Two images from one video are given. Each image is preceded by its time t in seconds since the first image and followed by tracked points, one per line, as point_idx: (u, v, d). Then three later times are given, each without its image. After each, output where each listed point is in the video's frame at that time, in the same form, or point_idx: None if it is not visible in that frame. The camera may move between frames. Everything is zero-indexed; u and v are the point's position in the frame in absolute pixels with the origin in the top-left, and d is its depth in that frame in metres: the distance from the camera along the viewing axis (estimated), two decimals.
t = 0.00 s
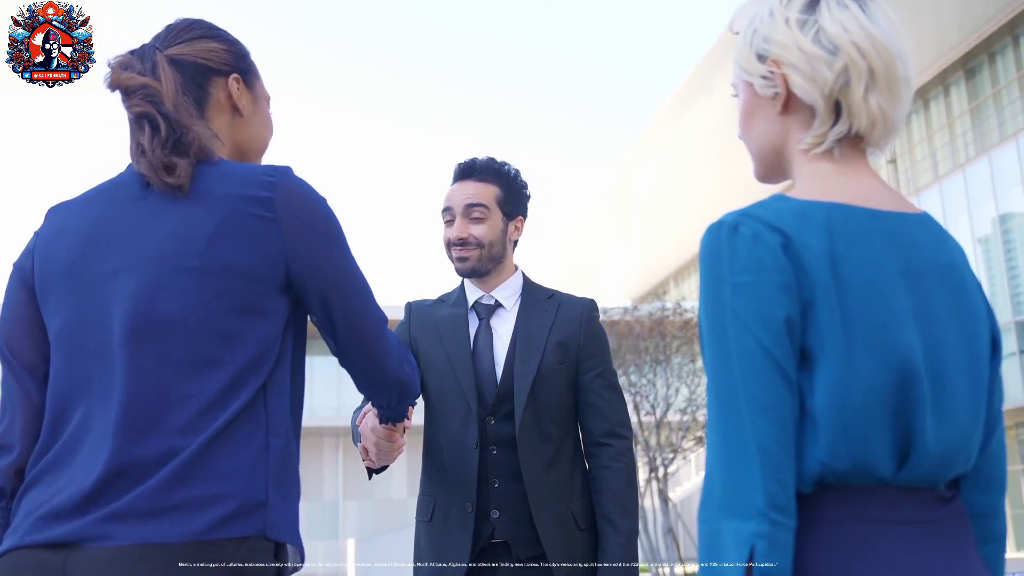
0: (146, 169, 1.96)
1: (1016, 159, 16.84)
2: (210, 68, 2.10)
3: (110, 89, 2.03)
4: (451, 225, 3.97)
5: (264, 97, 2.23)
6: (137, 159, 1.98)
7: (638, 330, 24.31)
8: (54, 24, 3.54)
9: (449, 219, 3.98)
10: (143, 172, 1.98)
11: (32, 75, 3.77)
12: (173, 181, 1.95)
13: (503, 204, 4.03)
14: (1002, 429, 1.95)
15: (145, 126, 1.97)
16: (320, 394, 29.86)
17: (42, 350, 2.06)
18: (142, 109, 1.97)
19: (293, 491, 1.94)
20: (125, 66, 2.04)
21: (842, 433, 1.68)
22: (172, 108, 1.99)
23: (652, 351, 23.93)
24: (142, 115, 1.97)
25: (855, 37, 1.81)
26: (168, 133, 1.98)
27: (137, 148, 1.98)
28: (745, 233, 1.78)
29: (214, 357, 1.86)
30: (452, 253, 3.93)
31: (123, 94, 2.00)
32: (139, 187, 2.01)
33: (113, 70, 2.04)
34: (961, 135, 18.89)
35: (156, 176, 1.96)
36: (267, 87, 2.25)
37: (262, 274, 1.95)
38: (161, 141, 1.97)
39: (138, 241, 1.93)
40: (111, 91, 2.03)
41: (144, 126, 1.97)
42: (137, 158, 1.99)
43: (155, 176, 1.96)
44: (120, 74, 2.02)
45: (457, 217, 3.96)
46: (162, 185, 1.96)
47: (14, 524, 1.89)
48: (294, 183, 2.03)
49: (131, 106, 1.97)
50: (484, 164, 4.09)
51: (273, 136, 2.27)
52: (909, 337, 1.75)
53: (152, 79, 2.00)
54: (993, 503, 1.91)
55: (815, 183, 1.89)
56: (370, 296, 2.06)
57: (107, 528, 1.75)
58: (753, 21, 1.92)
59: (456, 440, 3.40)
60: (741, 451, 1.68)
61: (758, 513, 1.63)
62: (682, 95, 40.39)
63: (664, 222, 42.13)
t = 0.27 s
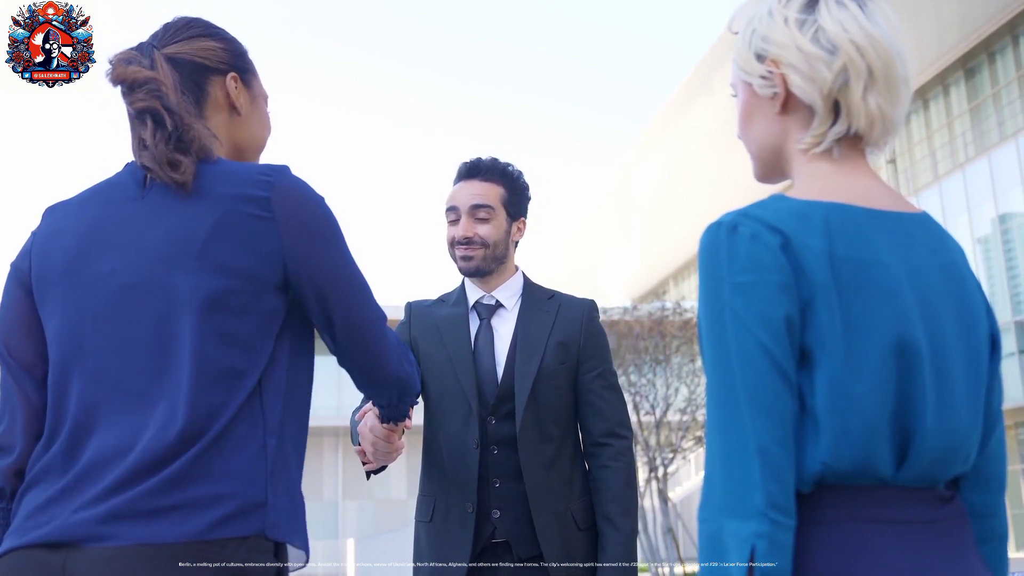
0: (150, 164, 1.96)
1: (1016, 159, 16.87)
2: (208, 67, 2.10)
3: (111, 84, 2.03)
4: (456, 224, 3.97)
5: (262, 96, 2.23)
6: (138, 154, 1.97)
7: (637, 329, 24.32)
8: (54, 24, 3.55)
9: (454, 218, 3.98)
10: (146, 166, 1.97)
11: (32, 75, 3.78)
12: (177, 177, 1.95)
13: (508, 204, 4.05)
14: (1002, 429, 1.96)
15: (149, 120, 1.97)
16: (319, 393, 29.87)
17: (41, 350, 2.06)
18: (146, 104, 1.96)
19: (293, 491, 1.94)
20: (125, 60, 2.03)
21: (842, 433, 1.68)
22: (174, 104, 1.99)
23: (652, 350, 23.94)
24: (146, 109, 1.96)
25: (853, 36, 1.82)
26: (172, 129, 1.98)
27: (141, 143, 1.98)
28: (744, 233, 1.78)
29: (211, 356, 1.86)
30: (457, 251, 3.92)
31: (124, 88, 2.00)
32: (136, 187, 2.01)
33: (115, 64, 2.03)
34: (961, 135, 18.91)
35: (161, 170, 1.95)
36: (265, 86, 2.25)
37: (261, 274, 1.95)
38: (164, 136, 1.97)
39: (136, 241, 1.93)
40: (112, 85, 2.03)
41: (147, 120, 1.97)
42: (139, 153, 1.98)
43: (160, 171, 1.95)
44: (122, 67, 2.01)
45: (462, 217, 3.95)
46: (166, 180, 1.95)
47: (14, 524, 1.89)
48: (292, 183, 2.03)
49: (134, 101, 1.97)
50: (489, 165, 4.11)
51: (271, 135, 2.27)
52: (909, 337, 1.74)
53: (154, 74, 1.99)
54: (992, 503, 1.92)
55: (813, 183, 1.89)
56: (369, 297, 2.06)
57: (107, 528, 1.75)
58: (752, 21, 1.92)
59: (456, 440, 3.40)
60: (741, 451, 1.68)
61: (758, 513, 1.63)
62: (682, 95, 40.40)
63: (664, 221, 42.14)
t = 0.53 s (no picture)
0: (157, 158, 1.97)
1: (1016, 159, 16.88)
2: (206, 64, 2.10)
3: (109, 82, 2.03)
4: (467, 221, 3.93)
5: (259, 95, 2.23)
6: (143, 149, 1.99)
7: (637, 329, 24.33)
8: (54, 25, 3.55)
9: (466, 214, 3.94)
10: (152, 162, 1.98)
11: (32, 75, 3.78)
12: (185, 170, 1.96)
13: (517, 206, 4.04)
14: (1001, 429, 1.96)
15: (149, 115, 1.97)
16: (319, 393, 29.88)
17: (39, 352, 2.06)
18: (145, 98, 1.96)
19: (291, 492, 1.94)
20: (121, 57, 2.03)
21: (841, 432, 1.68)
22: (174, 98, 1.99)
23: (651, 350, 23.96)
24: (146, 104, 1.97)
25: (853, 37, 1.82)
26: (173, 123, 1.98)
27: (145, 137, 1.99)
28: (744, 233, 1.78)
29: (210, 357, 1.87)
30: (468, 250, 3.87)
31: (122, 85, 2.00)
32: (134, 187, 2.01)
33: (112, 61, 2.03)
34: (961, 135, 18.93)
35: (168, 165, 1.97)
36: (262, 83, 2.25)
37: (258, 274, 1.96)
38: (167, 130, 1.98)
39: (134, 241, 1.93)
40: (110, 83, 2.03)
41: (147, 115, 1.97)
42: (144, 148, 1.99)
43: (166, 165, 1.96)
44: (119, 64, 2.01)
45: (475, 213, 3.91)
46: (175, 174, 1.97)
47: (13, 525, 1.89)
48: (291, 183, 2.03)
49: (132, 96, 1.97)
50: (501, 166, 4.06)
51: (269, 134, 2.27)
52: (909, 338, 1.74)
53: (151, 69, 1.99)
54: (992, 503, 1.92)
55: (814, 183, 1.89)
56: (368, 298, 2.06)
57: (107, 528, 1.75)
58: (751, 21, 1.92)
59: (459, 441, 3.41)
60: (741, 452, 1.68)
61: (758, 513, 1.63)
62: (682, 95, 40.40)
63: (664, 221, 42.14)
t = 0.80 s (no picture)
0: (160, 156, 1.97)
1: (1016, 159, 16.90)
2: (203, 62, 2.09)
3: (105, 81, 2.03)
4: (483, 217, 3.88)
5: (257, 92, 2.23)
6: (145, 148, 1.99)
7: (637, 329, 24.34)
8: (54, 25, 3.55)
9: (481, 210, 3.89)
10: (155, 160, 1.99)
11: (32, 75, 3.78)
12: (190, 166, 1.97)
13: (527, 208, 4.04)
14: (1001, 428, 1.96)
15: (147, 113, 1.97)
16: (319, 393, 29.89)
17: (37, 352, 2.06)
18: (144, 97, 1.96)
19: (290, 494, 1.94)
20: (116, 57, 2.02)
21: (841, 432, 1.68)
22: (171, 95, 1.99)
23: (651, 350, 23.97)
24: (145, 102, 1.97)
25: (852, 36, 1.82)
26: (172, 119, 1.99)
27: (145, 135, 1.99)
28: (743, 232, 1.78)
29: (208, 358, 1.87)
30: (479, 249, 3.81)
31: (118, 84, 2.00)
32: (131, 186, 2.01)
33: (107, 61, 2.03)
34: (960, 135, 18.94)
35: (172, 162, 1.97)
36: (259, 81, 2.25)
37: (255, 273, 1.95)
38: (167, 127, 1.98)
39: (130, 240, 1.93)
40: (106, 82, 2.03)
41: (145, 113, 1.97)
42: (146, 147, 1.99)
43: (170, 162, 1.97)
44: (114, 63, 2.01)
45: (492, 210, 3.87)
46: (180, 171, 1.97)
47: (14, 525, 1.89)
48: (288, 184, 2.03)
49: (130, 95, 1.97)
50: (516, 168, 4.02)
51: (266, 131, 2.27)
52: (907, 337, 1.74)
53: (147, 67, 1.99)
54: (991, 503, 1.92)
55: (814, 182, 1.89)
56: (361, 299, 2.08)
57: (107, 528, 1.75)
58: (750, 21, 1.92)
59: (462, 442, 3.41)
60: (740, 451, 1.68)
61: (757, 512, 1.63)
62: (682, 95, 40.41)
63: (664, 221, 42.16)
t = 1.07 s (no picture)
0: (152, 156, 1.98)
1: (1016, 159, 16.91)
2: (202, 60, 2.10)
3: (100, 80, 2.04)
4: (499, 215, 3.91)
5: (256, 91, 2.23)
6: (139, 148, 1.99)
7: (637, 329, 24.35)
8: (55, 24, 3.55)
9: (498, 208, 3.92)
10: (147, 159, 1.99)
11: (32, 75, 3.79)
12: (181, 166, 1.96)
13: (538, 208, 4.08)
14: (1002, 427, 1.96)
15: (140, 112, 1.98)
16: (319, 393, 29.90)
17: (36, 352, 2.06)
18: (135, 96, 1.98)
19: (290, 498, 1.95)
20: (113, 56, 2.04)
21: (841, 431, 1.68)
22: (164, 93, 1.99)
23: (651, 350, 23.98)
24: (136, 102, 1.98)
25: (852, 35, 1.82)
26: (165, 118, 1.99)
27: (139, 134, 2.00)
28: (743, 232, 1.78)
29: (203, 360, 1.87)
30: (494, 247, 3.85)
31: (113, 83, 2.01)
32: (129, 187, 2.01)
33: (104, 60, 2.04)
34: (960, 135, 18.95)
35: (164, 162, 1.97)
36: (258, 80, 2.25)
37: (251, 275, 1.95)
38: (159, 126, 1.98)
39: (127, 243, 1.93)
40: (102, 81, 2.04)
41: (138, 112, 1.98)
42: (140, 147, 2.00)
43: (162, 161, 1.97)
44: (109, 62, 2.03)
45: (509, 209, 3.90)
46: (172, 171, 1.97)
47: (15, 526, 1.90)
48: (284, 186, 2.03)
49: (123, 95, 1.98)
50: (531, 169, 4.04)
51: (265, 130, 2.27)
52: (907, 338, 1.74)
53: (141, 67, 2.00)
54: (991, 502, 1.92)
55: (814, 182, 1.89)
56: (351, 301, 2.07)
57: (108, 528, 1.75)
58: (749, 20, 1.92)
59: (466, 443, 3.43)
60: (740, 451, 1.68)
61: (756, 512, 1.64)
62: (682, 95, 40.42)
63: (664, 221, 42.17)
